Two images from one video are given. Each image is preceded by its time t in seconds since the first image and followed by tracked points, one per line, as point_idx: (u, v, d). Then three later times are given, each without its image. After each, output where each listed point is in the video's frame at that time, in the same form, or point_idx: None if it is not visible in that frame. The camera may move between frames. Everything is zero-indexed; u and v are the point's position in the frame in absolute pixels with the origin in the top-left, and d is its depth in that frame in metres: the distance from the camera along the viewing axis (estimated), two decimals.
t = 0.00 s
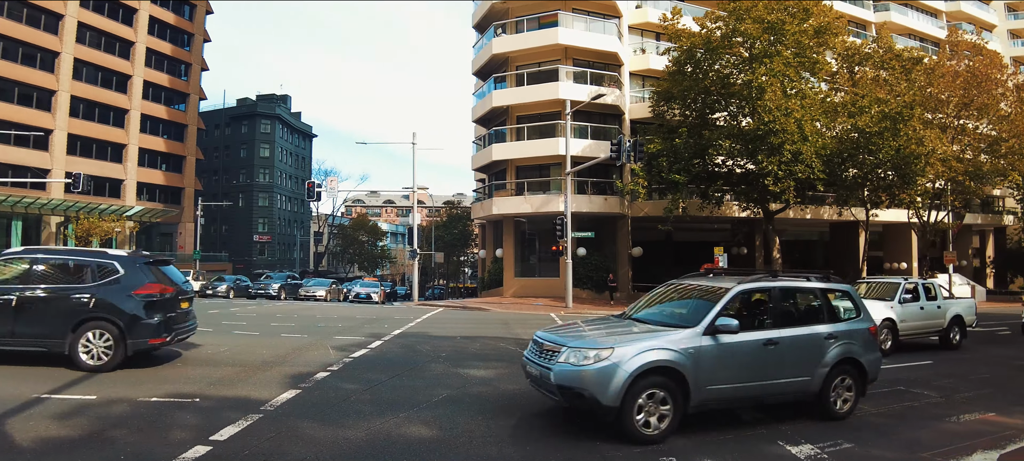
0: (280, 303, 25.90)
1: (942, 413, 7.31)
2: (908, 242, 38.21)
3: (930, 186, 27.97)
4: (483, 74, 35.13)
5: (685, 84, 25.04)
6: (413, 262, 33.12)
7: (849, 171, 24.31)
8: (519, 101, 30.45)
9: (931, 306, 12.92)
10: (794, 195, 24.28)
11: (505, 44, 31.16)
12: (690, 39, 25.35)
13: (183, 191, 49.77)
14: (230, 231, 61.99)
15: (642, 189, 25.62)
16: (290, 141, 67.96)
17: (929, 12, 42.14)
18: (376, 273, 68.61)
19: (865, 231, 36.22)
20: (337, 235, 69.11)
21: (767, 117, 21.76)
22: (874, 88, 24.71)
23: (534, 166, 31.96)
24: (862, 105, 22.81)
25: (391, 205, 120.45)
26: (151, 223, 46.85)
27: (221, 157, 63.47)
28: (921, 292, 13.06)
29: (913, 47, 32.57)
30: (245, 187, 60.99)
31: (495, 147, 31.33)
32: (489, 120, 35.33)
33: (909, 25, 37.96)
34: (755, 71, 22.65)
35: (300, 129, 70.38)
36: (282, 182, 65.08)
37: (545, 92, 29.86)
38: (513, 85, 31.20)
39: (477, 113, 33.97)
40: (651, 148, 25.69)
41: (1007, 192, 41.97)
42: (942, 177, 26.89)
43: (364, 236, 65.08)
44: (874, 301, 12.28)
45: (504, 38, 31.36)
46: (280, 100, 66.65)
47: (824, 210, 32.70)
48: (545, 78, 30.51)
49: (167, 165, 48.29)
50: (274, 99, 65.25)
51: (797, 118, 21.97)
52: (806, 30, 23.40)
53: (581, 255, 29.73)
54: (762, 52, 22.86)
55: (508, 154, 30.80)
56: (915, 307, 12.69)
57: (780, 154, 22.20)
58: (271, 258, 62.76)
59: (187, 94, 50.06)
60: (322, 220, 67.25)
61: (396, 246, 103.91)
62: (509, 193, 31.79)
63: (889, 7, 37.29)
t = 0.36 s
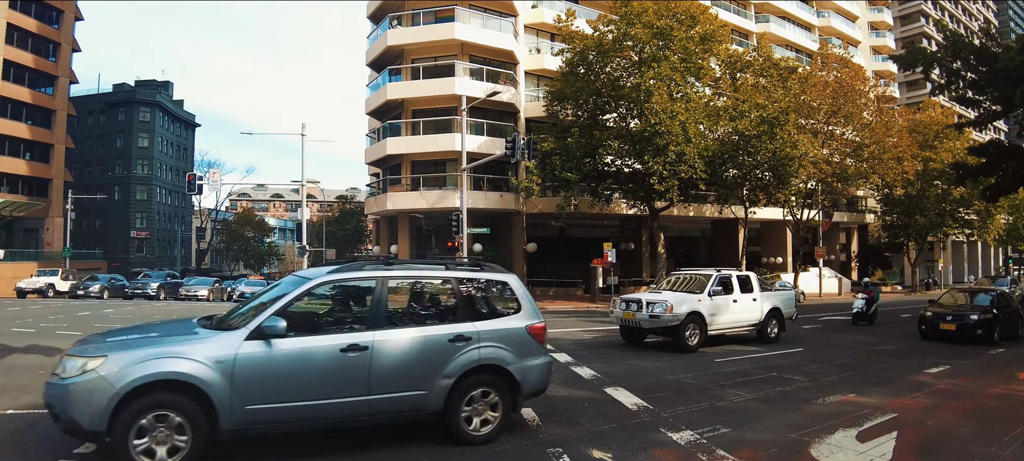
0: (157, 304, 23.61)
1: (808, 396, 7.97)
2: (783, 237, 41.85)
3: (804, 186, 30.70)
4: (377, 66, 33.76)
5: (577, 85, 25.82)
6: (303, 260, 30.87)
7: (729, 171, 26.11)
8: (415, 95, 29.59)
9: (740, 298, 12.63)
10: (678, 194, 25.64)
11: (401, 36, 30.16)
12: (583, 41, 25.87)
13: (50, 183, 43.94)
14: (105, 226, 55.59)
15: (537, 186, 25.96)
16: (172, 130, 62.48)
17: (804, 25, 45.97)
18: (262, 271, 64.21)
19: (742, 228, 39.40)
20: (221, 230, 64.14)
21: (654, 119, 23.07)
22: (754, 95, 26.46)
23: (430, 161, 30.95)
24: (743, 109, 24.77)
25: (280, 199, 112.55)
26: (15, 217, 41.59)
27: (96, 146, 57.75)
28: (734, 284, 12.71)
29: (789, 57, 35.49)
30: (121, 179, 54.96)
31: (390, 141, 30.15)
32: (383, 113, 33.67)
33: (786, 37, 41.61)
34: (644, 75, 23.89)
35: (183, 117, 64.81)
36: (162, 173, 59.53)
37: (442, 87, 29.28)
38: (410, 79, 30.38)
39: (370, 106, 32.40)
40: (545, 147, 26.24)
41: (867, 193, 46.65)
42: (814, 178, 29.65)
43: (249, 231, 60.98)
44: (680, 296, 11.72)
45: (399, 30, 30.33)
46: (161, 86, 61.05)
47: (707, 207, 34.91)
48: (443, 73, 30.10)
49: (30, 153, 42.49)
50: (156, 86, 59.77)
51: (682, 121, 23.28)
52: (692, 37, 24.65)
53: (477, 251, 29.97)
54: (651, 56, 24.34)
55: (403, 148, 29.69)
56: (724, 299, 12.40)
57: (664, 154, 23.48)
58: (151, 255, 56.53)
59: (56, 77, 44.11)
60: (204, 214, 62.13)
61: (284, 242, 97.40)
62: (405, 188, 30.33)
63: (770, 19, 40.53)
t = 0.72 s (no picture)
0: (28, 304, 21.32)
1: (699, 384, 8.43)
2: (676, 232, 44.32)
3: (698, 184, 32.42)
4: (275, 52, 31.71)
5: (483, 80, 26.00)
6: (194, 254, 28.52)
7: (628, 169, 27.28)
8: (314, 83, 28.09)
9: (560, 294, 11.39)
10: (579, 189, 26.87)
11: (299, 21, 28.54)
12: (489, 36, 26.12)
13: None
14: None
15: (440, 179, 26.23)
16: (49, 113, 56.90)
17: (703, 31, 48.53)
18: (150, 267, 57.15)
19: (638, 224, 40.49)
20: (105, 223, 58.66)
21: (557, 117, 23.83)
22: (651, 96, 27.43)
23: (330, 151, 29.32)
24: (641, 111, 25.96)
25: (172, 188, 98.29)
26: None
27: None
28: (555, 278, 11.44)
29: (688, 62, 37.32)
30: None
31: (285, 130, 28.48)
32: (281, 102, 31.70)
33: (684, 42, 44.02)
34: (548, 73, 24.47)
35: (63, 100, 59.23)
36: (36, 160, 53.79)
37: (342, 76, 27.97)
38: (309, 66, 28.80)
39: (266, 93, 30.48)
40: (448, 141, 26.40)
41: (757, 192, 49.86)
42: (708, 177, 31.41)
43: (135, 224, 53.77)
44: (483, 291, 10.32)
45: (298, 15, 28.70)
46: (35, 65, 56.16)
47: (605, 204, 36.25)
48: (343, 61, 28.68)
49: None
50: (30, 64, 54.67)
51: (582, 120, 24.17)
52: (594, 38, 25.59)
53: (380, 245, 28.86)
54: (554, 55, 24.64)
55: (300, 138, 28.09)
56: (543, 294, 11.12)
57: (567, 152, 24.19)
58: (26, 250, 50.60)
59: None
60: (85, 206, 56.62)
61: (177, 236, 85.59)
62: (303, 180, 28.73)
63: (670, 24, 42.58)
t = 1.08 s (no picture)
0: None
1: (630, 377, 8.66)
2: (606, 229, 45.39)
3: (628, 182, 33.24)
4: (200, 40, 30.39)
5: (416, 74, 25.95)
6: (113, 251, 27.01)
7: (561, 166, 27.85)
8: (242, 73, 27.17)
9: (387, 292, 10.05)
10: (513, 187, 27.26)
11: (226, 8, 27.47)
12: (423, 30, 26.02)
13: None
14: None
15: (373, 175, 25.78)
16: None
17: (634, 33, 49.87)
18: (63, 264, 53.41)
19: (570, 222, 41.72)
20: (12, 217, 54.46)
21: (492, 113, 24.16)
22: (583, 96, 28.06)
23: (257, 143, 28.31)
24: (573, 109, 26.31)
25: (89, 181, 91.41)
26: None
27: None
28: (385, 274, 10.14)
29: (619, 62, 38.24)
30: None
31: (211, 120, 27.35)
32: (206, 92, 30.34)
33: (615, 42, 45.14)
34: (483, 69, 24.70)
35: None
36: None
37: (271, 67, 27.12)
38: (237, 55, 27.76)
39: (191, 82, 29.21)
40: (381, 134, 26.21)
41: (683, 191, 51.92)
42: (638, 176, 32.28)
43: (48, 219, 49.93)
44: (278, 291, 8.82)
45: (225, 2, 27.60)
46: None
47: (539, 201, 36.74)
48: (273, 51, 27.78)
49: None
50: None
51: (516, 117, 24.56)
52: (529, 36, 25.78)
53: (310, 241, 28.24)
54: (489, 52, 24.83)
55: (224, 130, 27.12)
56: (360, 294, 9.70)
57: (501, 148, 24.65)
58: None
59: None
60: None
61: (94, 232, 80.44)
62: (228, 173, 27.65)
63: (602, 25, 43.61)
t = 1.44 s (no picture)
0: None
1: (589, 374, 8.78)
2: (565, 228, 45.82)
3: (587, 182, 33.59)
4: (154, 31, 29.48)
5: (376, 69, 25.74)
6: (58, 248, 25.95)
7: (520, 166, 27.73)
8: (197, 66, 26.55)
9: (168, 294, 8.13)
10: (474, 185, 27.35)
11: None
12: (383, 26, 25.83)
13: None
14: None
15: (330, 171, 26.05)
16: None
17: (593, 33, 50.29)
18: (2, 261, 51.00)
19: (530, 220, 41.63)
20: None
21: (451, 110, 24.18)
22: (543, 95, 28.28)
23: (211, 138, 27.51)
24: (533, 109, 26.55)
25: (32, 174, 86.96)
26: None
27: None
28: (169, 270, 8.24)
29: (578, 62, 38.65)
30: None
31: (163, 114, 26.60)
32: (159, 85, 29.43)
33: (575, 42, 45.55)
34: (443, 66, 24.68)
35: None
36: None
37: (226, 61, 26.54)
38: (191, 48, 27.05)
39: (143, 74, 28.31)
40: (340, 131, 25.96)
41: (640, 190, 52.86)
42: (595, 175, 32.64)
43: None
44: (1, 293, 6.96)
45: None
46: None
47: (498, 200, 36.85)
48: (229, 44, 27.13)
49: None
50: None
51: (477, 115, 24.57)
52: (489, 34, 25.80)
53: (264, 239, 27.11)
54: (449, 49, 24.97)
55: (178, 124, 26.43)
56: (132, 296, 7.82)
57: (462, 146, 24.53)
58: None
59: None
60: None
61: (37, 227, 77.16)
62: (180, 168, 26.79)
63: (562, 25, 43.93)
